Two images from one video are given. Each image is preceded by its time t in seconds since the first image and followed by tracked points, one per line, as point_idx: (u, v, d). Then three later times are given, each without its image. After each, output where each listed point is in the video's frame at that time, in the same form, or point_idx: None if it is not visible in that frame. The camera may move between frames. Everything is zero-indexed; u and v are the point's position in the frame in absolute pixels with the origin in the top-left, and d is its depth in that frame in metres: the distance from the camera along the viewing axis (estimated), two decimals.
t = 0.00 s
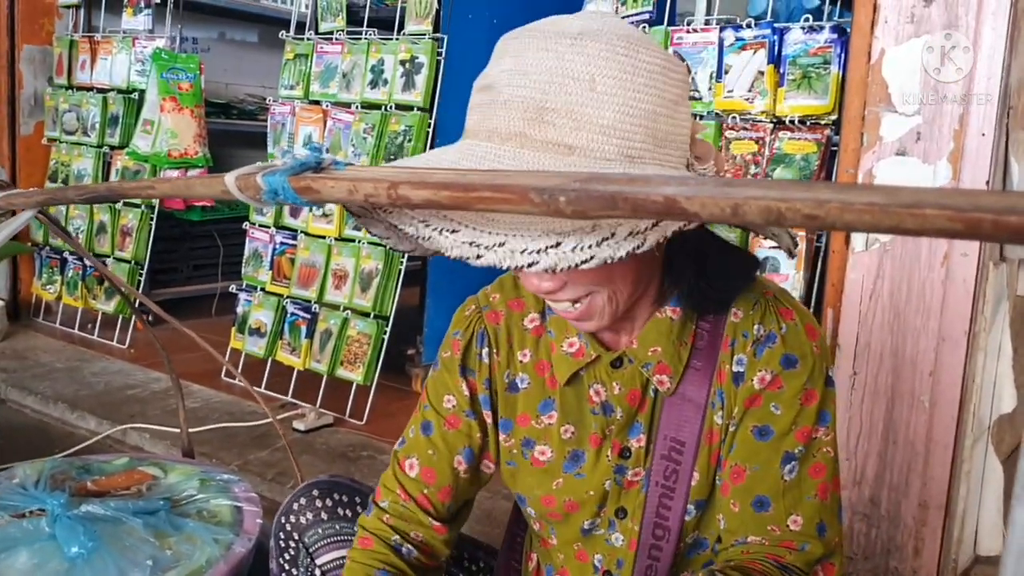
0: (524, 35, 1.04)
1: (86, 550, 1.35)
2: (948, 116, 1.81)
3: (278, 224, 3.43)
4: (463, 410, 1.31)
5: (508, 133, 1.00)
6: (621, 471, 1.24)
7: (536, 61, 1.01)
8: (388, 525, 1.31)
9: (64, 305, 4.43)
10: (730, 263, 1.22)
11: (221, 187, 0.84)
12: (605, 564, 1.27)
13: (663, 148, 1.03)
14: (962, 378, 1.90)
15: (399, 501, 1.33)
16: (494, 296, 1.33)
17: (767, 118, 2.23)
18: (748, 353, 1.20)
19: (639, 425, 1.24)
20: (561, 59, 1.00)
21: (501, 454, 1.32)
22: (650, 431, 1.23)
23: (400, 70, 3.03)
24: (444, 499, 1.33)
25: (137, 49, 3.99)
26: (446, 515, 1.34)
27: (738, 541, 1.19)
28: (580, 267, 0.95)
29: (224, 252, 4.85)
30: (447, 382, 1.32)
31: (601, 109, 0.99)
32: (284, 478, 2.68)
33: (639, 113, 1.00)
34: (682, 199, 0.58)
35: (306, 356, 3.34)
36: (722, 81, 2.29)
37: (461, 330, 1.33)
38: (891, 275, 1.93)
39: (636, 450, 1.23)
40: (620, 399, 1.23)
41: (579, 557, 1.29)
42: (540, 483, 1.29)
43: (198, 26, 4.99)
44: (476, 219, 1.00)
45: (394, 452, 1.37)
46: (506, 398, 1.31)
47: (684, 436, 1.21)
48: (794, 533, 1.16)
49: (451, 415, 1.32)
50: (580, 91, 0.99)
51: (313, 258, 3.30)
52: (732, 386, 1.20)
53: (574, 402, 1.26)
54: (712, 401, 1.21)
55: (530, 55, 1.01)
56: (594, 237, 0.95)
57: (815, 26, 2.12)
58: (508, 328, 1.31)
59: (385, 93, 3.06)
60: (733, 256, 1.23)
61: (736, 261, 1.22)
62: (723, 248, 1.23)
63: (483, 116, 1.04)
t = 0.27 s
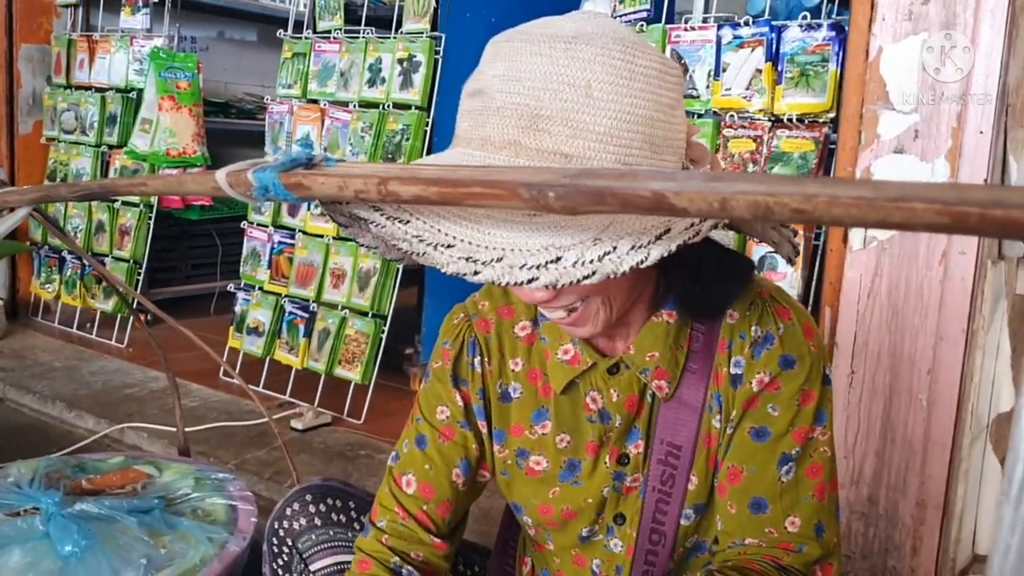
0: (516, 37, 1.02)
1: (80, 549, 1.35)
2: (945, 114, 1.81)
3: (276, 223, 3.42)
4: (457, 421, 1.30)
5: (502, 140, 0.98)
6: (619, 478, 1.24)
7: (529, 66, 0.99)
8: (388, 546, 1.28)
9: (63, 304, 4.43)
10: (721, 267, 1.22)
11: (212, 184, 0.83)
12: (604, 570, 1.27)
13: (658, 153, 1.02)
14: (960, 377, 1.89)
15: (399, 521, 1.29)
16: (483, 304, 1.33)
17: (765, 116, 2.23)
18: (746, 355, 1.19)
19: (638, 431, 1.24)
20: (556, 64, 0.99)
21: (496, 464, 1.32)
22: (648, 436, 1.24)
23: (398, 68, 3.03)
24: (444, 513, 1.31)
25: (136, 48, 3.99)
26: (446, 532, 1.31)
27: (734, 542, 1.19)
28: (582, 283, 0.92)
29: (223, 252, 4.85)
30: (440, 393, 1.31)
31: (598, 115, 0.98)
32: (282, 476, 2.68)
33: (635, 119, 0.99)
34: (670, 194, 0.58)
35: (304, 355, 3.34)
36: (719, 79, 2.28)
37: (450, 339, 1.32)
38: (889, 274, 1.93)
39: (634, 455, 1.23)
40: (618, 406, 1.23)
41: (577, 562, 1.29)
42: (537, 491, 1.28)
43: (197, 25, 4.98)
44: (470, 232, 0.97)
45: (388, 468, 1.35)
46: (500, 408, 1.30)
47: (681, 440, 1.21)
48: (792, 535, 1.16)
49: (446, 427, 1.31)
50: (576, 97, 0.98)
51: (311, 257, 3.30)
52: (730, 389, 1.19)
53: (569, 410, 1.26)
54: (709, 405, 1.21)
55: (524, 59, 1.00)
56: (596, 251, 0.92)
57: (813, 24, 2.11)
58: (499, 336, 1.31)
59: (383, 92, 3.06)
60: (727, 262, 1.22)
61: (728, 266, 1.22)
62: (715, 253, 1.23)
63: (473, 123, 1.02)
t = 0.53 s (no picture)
0: (518, 22, 1.01)
1: (73, 546, 1.34)
2: (943, 109, 1.80)
3: (274, 221, 3.41)
4: (445, 436, 1.26)
5: (506, 126, 0.96)
6: (616, 485, 1.23)
7: (535, 50, 0.97)
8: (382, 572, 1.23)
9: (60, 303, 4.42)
10: (716, 271, 1.21)
11: (202, 177, 0.83)
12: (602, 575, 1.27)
13: (663, 145, 1.01)
14: (958, 373, 1.89)
15: (391, 546, 1.25)
16: (466, 313, 1.29)
17: (763, 112, 2.22)
18: (741, 354, 1.19)
19: (633, 437, 1.23)
20: (562, 48, 0.97)
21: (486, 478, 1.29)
22: (644, 442, 1.23)
23: (395, 65, 3.02)
24: (437, 534, 1.27)
25: (133, 46, 3.98)
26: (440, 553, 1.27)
27: (729, 542, 1.19)
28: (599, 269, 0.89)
29: (221, 250, 4.84)
30: (425, 407, 1.27)
31: (606, 103, 0.96)
32: (280, 474, 2.67)
33: (643, 108, 0.98)
34: (663, 182, 0.57)
35: (302, 354, 3.33)
36: (717, 74, 2.27)
37: (433, 351, 1.27)
38: (887, 269, 1.92)
39: (631, 461, 1.22)
40: (614, 413, 1.22)
41: (574, 567, 1.29)
42: (531, 504, 1.27)
43: (194, 23, 4.97)
44: (475, 219, 0.94)
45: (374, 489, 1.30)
46: (490, 421, 1.27)
47: (676, 443, 1.20)
48: (788, 533, 1.16)
49: (434, 442, 1.26)
50: (583, 82, 0.96)
51: (308, 255, 3.29)
52: (725, 390, 1.19)
53: (562, 420, 1.24)
54: (705, 407, 1.20)
55: (527, 44, 0.98)
56: (613, 236, 0.89)
57: (810, 19, 2.10)
58: (485, 346, 1.27)
59: (381, 89, 3.05)
60: (722, 264, 1.22)
61: (723, 270, 1.21)
62: (712, 257, 1.22)
63: (474, 109, 1.00)
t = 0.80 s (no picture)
0: (518, 7, 0.99)
1: (68, 542, 1.34)
2: (942, 101, 1.79)
3: (271, 218, 3.41)
4: (430, 438, 1.26)
5: (510, 117, 0.95)
6: (613, 486, 1.22)
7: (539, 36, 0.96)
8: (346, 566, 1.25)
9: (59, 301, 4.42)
10: (713, 269, 1.22)
11: (192, 168, 0.82)
12: None
13: (665, 135, 1.01)
14: (958, 366, 1.88)
15: (360, 542, 1.26)
16: (457, 314, 1.28)
17: (761, 105, 2.21)
18: (739, 352, 1.18)
19: (630, 438, 1.22)
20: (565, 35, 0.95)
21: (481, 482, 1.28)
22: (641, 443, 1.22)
23: (393, 61, 3.01)
24: (410, 535, 1.27)
25: (130, 44, 3.97)
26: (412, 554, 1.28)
27: (730, 543, 1.18)
28: (613, 265, 0.89)
29: (219, 248, 4.83)
30: (411, 408, 1.26)
31: (612, 92, 0.96)
32: (278, 471, 2.67)
33: (647, 96, 0.97)
34: (657, 167, 0.56)
35: (300, 350, 3.33)
36: (715, 68, 2.26)
37: (422, 351, 1.26)
38: (887, 262, 1.91)
39: (627, 462, 1.22)
40: (609, 415, 1.21)
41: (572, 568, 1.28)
42: (527, 507, 1.26)
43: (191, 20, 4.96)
44: (482, 215, 0.93)
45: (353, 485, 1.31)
46: (482, 424, 1.26)
47: (672, 444, 1.20)
48: (787, 532, 1.16)
49: (419, 443, 1.26)
50: (589, 71, 0.95)
51: (306, 252, 3.28)
52: (724, 388, 1.18)
53: (557, 422, 1.23)
54: (703, 406, 1.19)
55: (529, 31, 0.96)
56: (626, 230, 0.90)
57: (808, 12, 2.09)
58: (477, 348, 1.26)
59: (378, 85, 3.04)
60: (719, 263, 1.22)
61: (720, 267, 1.22)
62: (707, 256, 1.23)
63: (475, 98, 0.98)
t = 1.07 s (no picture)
0: None
1: (67, 545, 1.33)
2: (936, 89, 1.78)
3: (268, 219, 3.40)
4: (429, 438, 1.26)
5: (522, 112, 0.95)
6: (614, 483, 1.22)
7: (550, 30, 0.95)
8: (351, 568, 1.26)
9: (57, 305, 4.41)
10: (716, 262, 1.20)
11: (182, 167, 0.82)
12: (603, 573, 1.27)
13: (673, 130, 1.01)
14: (957, 354, 1.88)
15: (364, 544, 1.27)
16: (456, 311, 1.28)
17: (755, 97, 2.20)
18: (739, 347, 1.18)
19: (632, 434, 1.22)
20: (579, 30, 0.95)
21: (482, 479, 1.28)
22: (643, 439, 1.22)
23: (386, 58, 3.00)
24: (411, 536, 1.29)
25: (123, 46, 3.96)
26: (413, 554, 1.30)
27: (733, 537, 1.17)
28: (634, 266, 0.87)
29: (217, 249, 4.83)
30: (410, 409, 1.27)
31: (624, 88, 0.95)
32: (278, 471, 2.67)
33: (659, 92, 0.97)
34: (646, 155, 0.56)
35: (299, 350, 3.32)
36: (709, 60, 2.26)
37: (421, 351, 1.27)
38: (883, 251, 1.91)
39: (629, 459, 1.22)
40: (611, 412, 1.21)
41: (575, 564, 1.29)
42: (529, 504, 1.26)
43: (184, 22, 4.95)
44: (502, 219, 0.92)
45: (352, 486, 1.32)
46: (481, 422, 1.26)
47: (674, 439, 1.20)
48: (789, 527, 1.15)
49: (417, 444, 1.27)
50: (602, 67, 0.95)
51: (303, 252, 3.27)
52: (724, 383, 1.18)
53: (558, 420, 1.23)
54: (704, 401, 1.19)
55: (542, 25, 0.96)
56: (647, 231, 0.88)
57: (801, 3, 2.09)
58: (475, 347, 1.26)
59: (372, 83, 3.04)
60: (723, 256, 1.20)
61: (723, 260, 1.20)
62: (709, 250, 1.20)
63: (484, 92, 0.98)
